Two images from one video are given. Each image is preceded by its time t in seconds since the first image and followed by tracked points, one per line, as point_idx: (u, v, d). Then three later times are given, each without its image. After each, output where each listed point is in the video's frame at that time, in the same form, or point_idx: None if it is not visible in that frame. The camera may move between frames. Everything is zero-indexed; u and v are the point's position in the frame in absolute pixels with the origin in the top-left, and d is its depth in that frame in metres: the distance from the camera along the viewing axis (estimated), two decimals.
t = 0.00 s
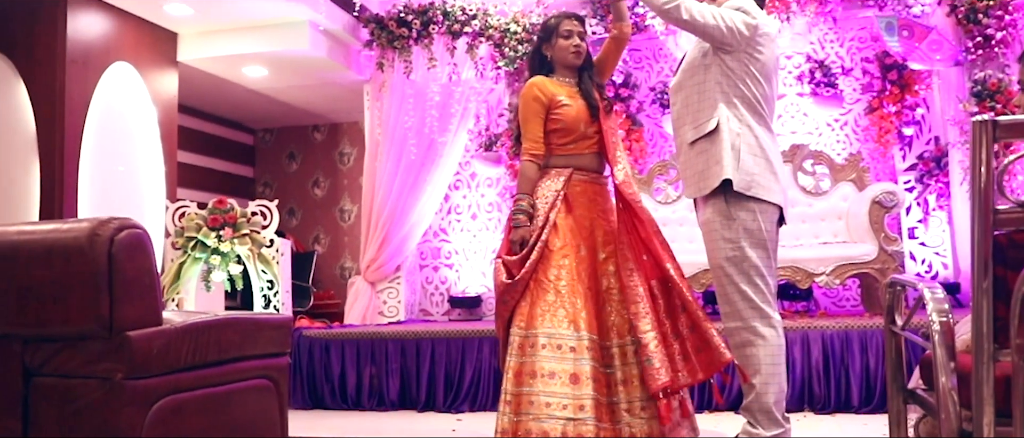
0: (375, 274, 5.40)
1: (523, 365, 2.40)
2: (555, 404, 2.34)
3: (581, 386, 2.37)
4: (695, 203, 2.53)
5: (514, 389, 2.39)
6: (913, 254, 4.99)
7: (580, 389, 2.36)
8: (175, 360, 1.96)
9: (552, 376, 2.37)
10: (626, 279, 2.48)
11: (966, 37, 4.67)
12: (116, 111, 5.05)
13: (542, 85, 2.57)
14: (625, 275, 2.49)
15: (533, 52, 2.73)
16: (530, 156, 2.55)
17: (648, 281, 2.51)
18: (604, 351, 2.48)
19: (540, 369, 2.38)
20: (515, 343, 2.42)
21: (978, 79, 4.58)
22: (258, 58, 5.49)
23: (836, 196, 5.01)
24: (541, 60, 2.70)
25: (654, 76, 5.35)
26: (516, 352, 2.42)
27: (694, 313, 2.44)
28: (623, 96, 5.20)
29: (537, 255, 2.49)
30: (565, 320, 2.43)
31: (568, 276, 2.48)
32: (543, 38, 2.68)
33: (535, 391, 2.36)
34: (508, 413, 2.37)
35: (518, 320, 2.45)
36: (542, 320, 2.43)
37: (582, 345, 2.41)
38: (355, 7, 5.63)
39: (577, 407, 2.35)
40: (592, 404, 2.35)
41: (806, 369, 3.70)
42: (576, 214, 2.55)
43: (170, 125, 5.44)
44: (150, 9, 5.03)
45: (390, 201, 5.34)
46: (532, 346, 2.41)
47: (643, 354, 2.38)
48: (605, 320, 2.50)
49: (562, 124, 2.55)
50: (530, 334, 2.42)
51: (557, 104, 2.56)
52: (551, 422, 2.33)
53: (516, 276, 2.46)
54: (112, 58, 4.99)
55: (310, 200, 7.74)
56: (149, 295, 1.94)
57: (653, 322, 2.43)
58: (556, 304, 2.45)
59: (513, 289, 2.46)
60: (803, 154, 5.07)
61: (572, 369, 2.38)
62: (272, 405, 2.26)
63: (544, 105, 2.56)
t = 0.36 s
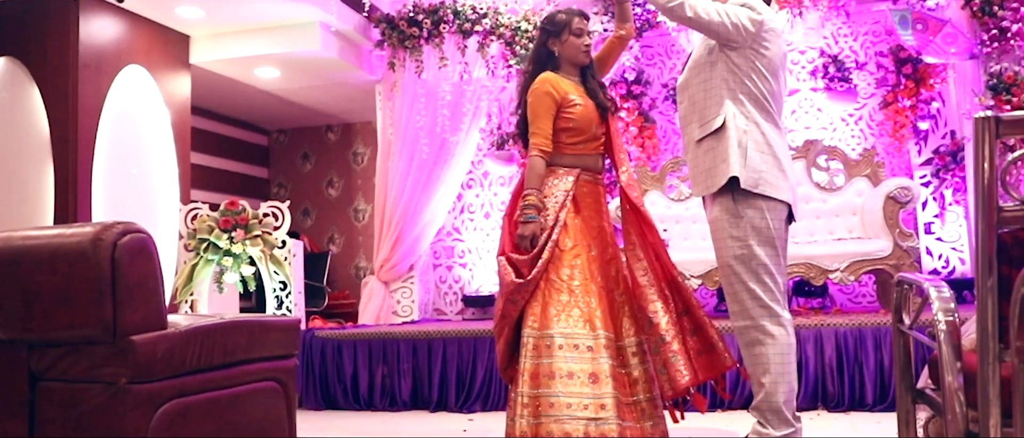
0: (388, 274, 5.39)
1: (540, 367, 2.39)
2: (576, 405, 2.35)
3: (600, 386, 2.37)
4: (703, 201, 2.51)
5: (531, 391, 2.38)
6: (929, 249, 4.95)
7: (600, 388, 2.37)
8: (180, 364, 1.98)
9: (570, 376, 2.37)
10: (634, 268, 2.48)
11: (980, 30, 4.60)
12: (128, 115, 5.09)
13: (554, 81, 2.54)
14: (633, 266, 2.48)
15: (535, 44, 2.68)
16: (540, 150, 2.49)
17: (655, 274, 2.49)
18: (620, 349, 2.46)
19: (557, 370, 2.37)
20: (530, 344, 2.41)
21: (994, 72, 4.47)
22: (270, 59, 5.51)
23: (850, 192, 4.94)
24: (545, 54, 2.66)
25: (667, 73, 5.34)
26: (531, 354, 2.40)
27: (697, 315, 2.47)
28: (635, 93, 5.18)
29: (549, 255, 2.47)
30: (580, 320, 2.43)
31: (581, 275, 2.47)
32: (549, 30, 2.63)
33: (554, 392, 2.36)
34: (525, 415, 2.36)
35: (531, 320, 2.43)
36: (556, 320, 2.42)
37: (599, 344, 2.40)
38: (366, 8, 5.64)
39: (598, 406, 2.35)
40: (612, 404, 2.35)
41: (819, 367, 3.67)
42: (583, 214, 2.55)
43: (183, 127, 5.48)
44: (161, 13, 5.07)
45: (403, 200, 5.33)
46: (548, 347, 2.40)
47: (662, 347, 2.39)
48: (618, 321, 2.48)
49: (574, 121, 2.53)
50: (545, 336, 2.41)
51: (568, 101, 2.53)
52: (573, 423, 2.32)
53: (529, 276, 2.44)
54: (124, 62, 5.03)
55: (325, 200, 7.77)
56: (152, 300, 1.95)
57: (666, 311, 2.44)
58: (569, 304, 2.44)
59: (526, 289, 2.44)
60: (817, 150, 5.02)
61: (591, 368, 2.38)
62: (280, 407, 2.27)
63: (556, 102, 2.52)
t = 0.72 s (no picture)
0: (396, 272, 5.37)
1: (561, 371, 2.38)
2: (599, 408, 2.34)
3: (621, 388, 2.37)
4: (707, 200, 2.50)
5: (553, 396, 2.37)
6: (938, 245, 4.91)
7: (621, 391, 2.37)
8: (181, 366, 2.02)
9: (592, 380, 2.36)
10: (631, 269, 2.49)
11: (989, 24, 4.57)
12: (134, 116, 5.12)
13: (563, 78, 2.52)
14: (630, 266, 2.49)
15: (541, 39, 2.65)
16: (553, 148, 2.47)
17: (649, 277, 2.50)
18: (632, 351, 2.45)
19: (578, 374, 2.36)
20: (549, 349, 2.39)
21: (1002, 67, 4.47)
22: (276, 59, 5.52)
23: (858, 188, 4.91)
24: (551, 48, 2.61)
25: (674, 70, 5.29)
26: (550, 358, 2.39)
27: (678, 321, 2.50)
28: (642, 90, 5.14)
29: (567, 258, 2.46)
30: (598, 323, 2.42)
31: (596, 278, 2.46)
32: (555, 26, 2.60)
33: (575, 397, 2.35)
34: (549, 420, 2.35)
35: (549, 323, 2.42)
36: (575, 324, 2.41)
37: (616, 347, 2.40)
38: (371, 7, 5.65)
39: (621, 410, 2.35)
40: (633, 407, 2.36)
41: (826, 365, 3.65)
42: (593, 215, 2.54)
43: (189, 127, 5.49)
44: (167, 14, 5.09)
45: (409, 200, 5.32)
46: (568, 351, 2.39)
47: (654, 353, 2.41)
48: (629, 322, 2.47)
49: (583, 119, 2.51)
50: (564, 340, 2.40)
51: (577, 100, 2.52)
52: (597, 427, 2.32)
53: (549, 279, 2.42)
54: (131, 63, 5.05)
55: (332, 198, 7.78)
56: (151, 303, 1.99)
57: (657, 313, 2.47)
58: (586, 307, 2.43)
59: (544, 293, 2.42)
60: (824, 146, 4.99)
61: (612, 371, 2.38)
62: (282, 409, 2.32)
63: (567, 100, 2.50)
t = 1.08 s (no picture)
0: (395, 270, 5.35)
1: (567, 372, 2.36)
2: (604, 409, 2.33)
3: (625, 389, 2.36)
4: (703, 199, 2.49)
5: (559, 396, 2.36)
6: (938, 242, 4.89)
7: (624, 391, 2.36)
8: (175, 368, 2.04)
9: (597, 381, 2.35)
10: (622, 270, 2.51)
11: (988, 20, 4.55)
12: (132, 115, 5.10)
13: (571, 77, 2.49)
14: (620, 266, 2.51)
15: (543, 37, 2.59)
16: (564, 147, 2.43)
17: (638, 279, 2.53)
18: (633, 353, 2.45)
19: (584, 375, 2.35)
20: (555, 349, 2.38)
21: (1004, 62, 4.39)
22: (274, 57, 5.51)
23: (858, 185, 4.90)
24: (554, 46, 2.56)
25: (673, 66, 5.29)
26: (557, 359, 2.38)
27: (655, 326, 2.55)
28: (640, 87, 5.10)
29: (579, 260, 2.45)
30: (602, 325, 2.40)
31: (601, 278, 2.45)
32: (558, 24, 2.56)
33: (583, 398, 2.33)
34: (555, 420, 2.34)
35: (556, 324, 2.40)
36: (581, 324, 2.39)
37: (620, 348, 2.39)
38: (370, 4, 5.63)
39: (625, 410, 2.34)
40: (637, 407, 2.36)
41: (824, 363, 3.65)
42: (598, 215, 2.53)
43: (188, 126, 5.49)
44: (165, 12, 5.08)
45: (408, 198, 5.30)
46: (574, 352, 2.37)
47: (638, 354, 2.45)
48: (629, 322, 2.46)
49: (592, 120, 2.50)
50: (570, 340, 2.38)
51: (586, 101, 2.50)
52: (603, 428, 2.31)
53: (562, 281, 2.40)
54: (129, 61, 5.05)
55: (331, 195, 7.76)
56: (144, 304, 2.03)
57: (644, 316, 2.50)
58: (592, 308, 2.41)
59: (557, 294, 2.39)
60: (824, 142, 4.97)
61: (616, 372, 2.37)
62: (278, 409, 2.32)
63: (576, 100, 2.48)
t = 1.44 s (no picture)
0: (387, 266, 5.32)
1: (570, 370, 2.35)
2: (606, 408, 2.32)
3: (625, 387, 2.35)
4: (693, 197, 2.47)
5: (562, 395, 2.34)
6: (930, 238, 4.90)
7: (623, 390, 2.34)
8: (159, 369, 2.02)
9: (599, 380, 2.34)
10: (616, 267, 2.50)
11: (981, 16, 4.54)
12: (121, 111, 5.06)
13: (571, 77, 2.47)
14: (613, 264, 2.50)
15: (539, 35, 2.54)
16: (569, 146, 2.40)
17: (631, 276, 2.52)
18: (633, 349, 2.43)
19: (585, 374, 2.34)
20: (559, 348, 2.36)
21: (995, 59, 4.45)
22: (264, 53, 5.47)
23: (849, 181, 4.88)
24: (552, 45, 2.52)
25: (665, 62, 5.26)
26: (560, 357, 2.36)
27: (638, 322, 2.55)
28: (632, 83, 5.14)
29: (592, 259, 2.43)
30: (604, 324, 2.39)
31: (607, 277, 2.44)
32: (555, 23, 2.54)
33: (582, 396, 2.32)
34: (558, 418, 2.32)
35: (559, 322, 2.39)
36: (584, 323, 2.38)
37: (621, 347, 2.38)
38: None
39: (627, 409, 2.33)
40: (637, 404, 2.35)
41: (815, 361, 3.64)
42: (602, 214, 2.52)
43: (178, 122, 5.45)
44: (153, 7, 5.04)
45: (399, 195, 5.27)
46: (576, 351, 2.35)
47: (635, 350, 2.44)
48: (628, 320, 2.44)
49: (590, 121, 2.50)
50: (575, 340, 2.36)
51: (585, 101, 2.49)
52: (605, 426, 2.31)
53: (581, 280, 2.40)
54: (117, 56, 5.00)
55: (323, 191, 7.73)
56: (128, 304, 2.01)
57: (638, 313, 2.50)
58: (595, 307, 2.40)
59: (577, 294, 2.38)
60: (816, 139, 4.93)
61: (618, 371, 2.36)
62: (265, 409, 2.31)
63: (576, 100, 2.46)
